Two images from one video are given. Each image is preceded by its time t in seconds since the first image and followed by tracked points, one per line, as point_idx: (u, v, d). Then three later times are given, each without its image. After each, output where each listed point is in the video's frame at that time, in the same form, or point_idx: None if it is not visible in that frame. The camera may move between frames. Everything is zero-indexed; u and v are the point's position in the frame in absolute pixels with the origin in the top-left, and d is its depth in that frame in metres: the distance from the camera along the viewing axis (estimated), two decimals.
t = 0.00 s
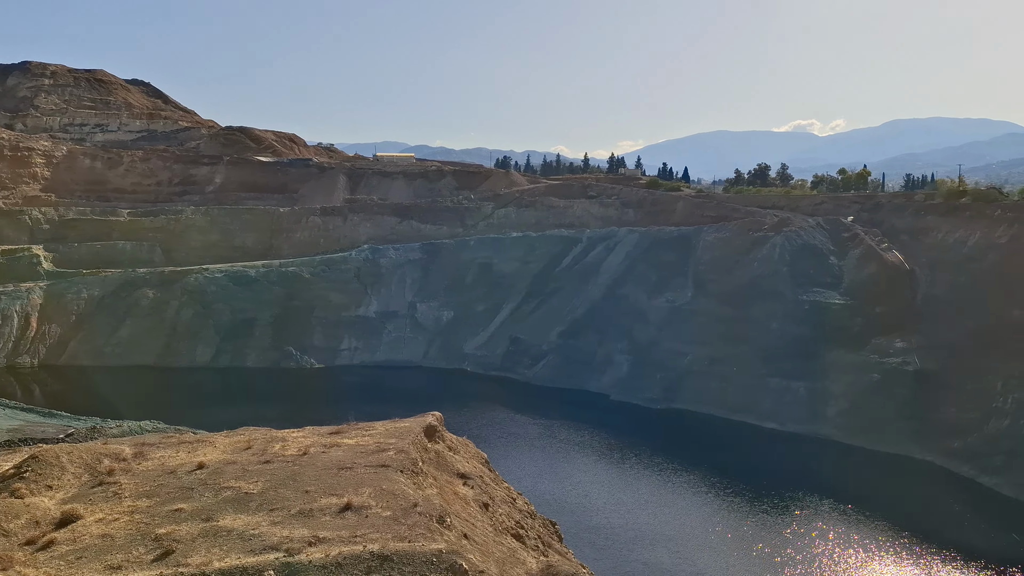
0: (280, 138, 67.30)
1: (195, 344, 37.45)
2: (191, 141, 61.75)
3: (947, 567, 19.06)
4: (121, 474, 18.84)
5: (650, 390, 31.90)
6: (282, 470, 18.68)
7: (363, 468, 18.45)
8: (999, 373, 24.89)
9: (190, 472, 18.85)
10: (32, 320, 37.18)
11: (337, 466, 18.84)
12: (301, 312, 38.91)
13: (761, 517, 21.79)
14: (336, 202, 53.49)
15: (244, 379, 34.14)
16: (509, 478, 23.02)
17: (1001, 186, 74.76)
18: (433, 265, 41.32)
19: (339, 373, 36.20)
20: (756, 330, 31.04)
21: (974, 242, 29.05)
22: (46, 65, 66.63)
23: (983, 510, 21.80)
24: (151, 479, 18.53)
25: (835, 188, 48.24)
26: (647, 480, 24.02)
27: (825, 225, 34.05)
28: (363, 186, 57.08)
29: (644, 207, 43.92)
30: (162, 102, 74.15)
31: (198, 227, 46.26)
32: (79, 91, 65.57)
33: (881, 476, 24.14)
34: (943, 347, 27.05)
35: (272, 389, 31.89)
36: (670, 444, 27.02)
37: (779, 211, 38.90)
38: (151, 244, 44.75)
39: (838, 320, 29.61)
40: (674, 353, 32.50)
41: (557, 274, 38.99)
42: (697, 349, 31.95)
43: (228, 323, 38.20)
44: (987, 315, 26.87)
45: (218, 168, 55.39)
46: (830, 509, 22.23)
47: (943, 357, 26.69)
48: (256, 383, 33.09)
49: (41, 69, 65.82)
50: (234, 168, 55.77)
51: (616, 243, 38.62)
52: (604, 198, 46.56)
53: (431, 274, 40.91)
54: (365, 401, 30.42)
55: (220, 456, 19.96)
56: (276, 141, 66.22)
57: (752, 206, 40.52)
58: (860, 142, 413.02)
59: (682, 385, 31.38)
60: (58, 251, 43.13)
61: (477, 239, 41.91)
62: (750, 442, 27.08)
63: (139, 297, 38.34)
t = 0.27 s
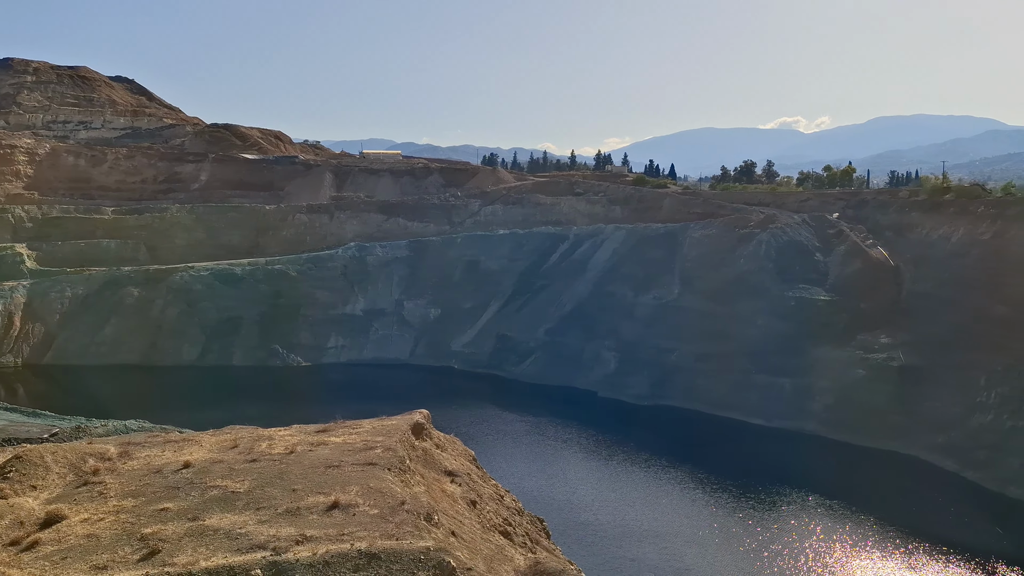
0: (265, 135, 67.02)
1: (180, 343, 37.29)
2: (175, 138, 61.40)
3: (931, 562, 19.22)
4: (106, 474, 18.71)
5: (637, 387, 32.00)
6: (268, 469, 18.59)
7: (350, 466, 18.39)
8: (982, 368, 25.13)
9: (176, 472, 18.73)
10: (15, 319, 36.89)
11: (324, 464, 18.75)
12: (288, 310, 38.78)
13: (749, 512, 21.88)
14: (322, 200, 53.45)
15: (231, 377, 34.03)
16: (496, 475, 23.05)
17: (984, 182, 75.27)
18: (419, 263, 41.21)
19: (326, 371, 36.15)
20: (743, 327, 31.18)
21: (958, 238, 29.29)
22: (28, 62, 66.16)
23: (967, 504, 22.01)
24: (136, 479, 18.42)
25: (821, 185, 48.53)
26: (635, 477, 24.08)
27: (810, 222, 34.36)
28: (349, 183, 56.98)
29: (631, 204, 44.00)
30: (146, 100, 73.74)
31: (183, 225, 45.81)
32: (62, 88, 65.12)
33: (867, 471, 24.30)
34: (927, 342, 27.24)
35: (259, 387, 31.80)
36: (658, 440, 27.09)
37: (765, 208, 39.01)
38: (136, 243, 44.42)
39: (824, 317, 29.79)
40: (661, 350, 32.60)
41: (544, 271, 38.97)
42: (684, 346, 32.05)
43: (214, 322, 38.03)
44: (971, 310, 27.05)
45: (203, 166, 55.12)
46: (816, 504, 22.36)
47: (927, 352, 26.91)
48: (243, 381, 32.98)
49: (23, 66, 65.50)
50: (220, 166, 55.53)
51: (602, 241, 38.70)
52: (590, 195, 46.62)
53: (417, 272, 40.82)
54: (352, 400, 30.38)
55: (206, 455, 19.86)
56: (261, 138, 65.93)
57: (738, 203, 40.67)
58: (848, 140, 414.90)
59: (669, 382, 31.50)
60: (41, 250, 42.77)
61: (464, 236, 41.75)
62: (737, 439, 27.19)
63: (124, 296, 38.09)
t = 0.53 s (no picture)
0: (250, 132, 66.70)
1: (165, 341, 37.08)
2: (158, 135, 61.02)
3: (915, 555, 19.39)
4: (89, 473, 18.59)
5: (623, 383, 32.08)
6: (254, 468, 18.50)
7: (336, 464, 18.33)
8: (964, 363, 25.38)
9: (160, 471, 18.62)
10: None
11: (310, 462, 18.68)
12: (273, 308, 38.64)
13: (735, 507, 22.00)
14: (307, 197, 53.25)
15: (216, 376, 33.88)
16: (483, 472, 23.08)
17: (965, 179, 75.95)
18: (405, 260, 41.18)
19: (312, 369, 36.05)
20: (728, 323, 31.34)
21: (940, 234, 29.57)
22: (8, 58, 65.58)
23: (950, 497, 22.22)
24: (121, 478, 18.30)
25: (805, 182, 48.84)
26: (622, 473, 24.18)
27: (794, 219, 34.52)
28: (334, 180, 56.82)
29: (617, 201, 44.12)
30: (129, 96, 73.24)
31: (167, 223, 45.35)
32: (43, 85, 64.58)
33: (851, 466, 24.48)
34: (910, 338, 27.46)
35: (244, 386, 31.67)
36: (644, 437, 27.17)
37: (750, 204, 39.21)
38: (119, 241, 44.06)
39: (808, 313, 30.00)
40: (647, 346, 32.70)
41: (530, 268, 38.98)
42: (670, 342, 32.17)
43: (199, 320, 37.84)
44: (952, 305, 27.31)
45: (187, 164, 54.80)
46: (801, 499, 22.51)
47: (910, 347, 27.14)
48: (228, 380, 32.85)
49: (3, 62, 64.93)
50: (204, 163, 55.22)
51: (588, 237, 38.73)
52: (576, 192, 46.68)
53: (403, 270, 40.77)
54: (337, 398, 30.32)
55: (191, 454, 19.76)
56: (246, 135, 65.63)
57: (723, 200, 40.85)
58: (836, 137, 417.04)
59: (655, 378, 31.59)
60: (23, 248, 42.35)
61: (450, 234, 41.72)
62: (722, 434, 27.32)
63: (107, 294, 37.82)
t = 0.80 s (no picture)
0: (233, 129, 66.38)
1: (148, 340, 36.87)
2: (141, 133, 60.64)
3: (897, 548, 19.55)
4: (72, 473, 18.43)
5: (608, 379, 32.16)
6: (239, 466, 18.37)
7: (321, 462, 18.23)
8: (946, 357, 25.62)
9: (144, 470, 18.46)
10: None
11: (295, 460, 18.57)
12: (258, 306, 38.49)
13: (720, 503, 22.11)
14: (291, 194, 53.07)
15: (201, 374, 33.71)
16: (469, 469, 23.09)
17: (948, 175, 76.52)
18: (390, 258, 41.06)
19: (296, 367, 35.96)
20: (713, 319, 31.49)
21: (922, 230, 29.83)
22: None
23: (932, 490, 22.41)
24: (104, 478, 18.14)
25: (789, 179, 49.09)
26: (608, 469, 24.26)
27: (778, 215, 34.66)
28: (318, 177, 56.62)
29: (602, 198, 44.19)
30: (111, 94, 72.78)
31: (150, 221, 45.06)
32: (24, 82, 64.08)
33: (834, 460, 24.66)
34: (892, 333, 27.66)
35: (229, 384, 31.54)
36: (630, 433, 27.23)
37: (734, 201, 39.38)
38: (101, 239, 43.69)
39: (792, 309, 30.21)
40: (632, 342, 32.78)
41: (515, 265, 38.95)
42: (655, 339, 32.28)
43: (183, 319, 37.63)
44: (933, 300, 27.55)
45: (169, 161, 54.46)
46: (786, 494, 22.64)
47: (892, 342, 27.35)
48: (212, 378, 32.70)
49: None
50: (186, 161, 54.89)
51: (574, 234, 38.70)
52: (561, 189, 46.71)
53: (388, 267, 40.66)
54: (321, 396, 30.24)
55: (175, 453, 19.61)
56: (229, 132, 65.30)
57: (708, 196, 41.01)
58: (824, 135, 418.95)
59: (640, 374, 31.69)
60: (3, 246, 41.94)
61: (434, 231, 41.58)
62: (706, 430, 27.45)
63: (89, 292, 37.50)
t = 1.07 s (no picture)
0: (219, 126, 65.91)
1: (134, 339, 36.64)
2: (126, 130, 60.19)
3: (888, 545, 19.52)
4: (57, 474, 18.12)
5: (598, 377, 32.16)
6: (226, 465, 18.08)
7: (310, 461, 17.96)
8: (934, 354, 25.67)
9: (130, 471, 18.15)
10: None
11: (283, 459, 18.29)
12: (245, 305, 38.27)
13: (711, 501, 22.04)
14: (278, 192, 53.27)
15: (189, 374, 33.52)
16: (459, 468, 22.99)
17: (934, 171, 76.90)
18: (378, 256, 40.65)
19: (285, 367, 35.88)
20: (703, 316, 31.48)
21: (911, 227, 29.89)
22: None
23: (922, 487, 22.42)
24: (89, 478, 17.84)
25: (777, 175, 49.17)
26: (598, 467, 24.19)
27: (768, 212, 34.54)
28: (306, 175, 56.35)
29: (591, 195, 44.12)
30: (96, 90, 72.31)
31: (135, 219, 44.67)
32: (7, 79, 63.60)
33: (824, 458, 24.67)
34: (882, 329, 27.71)
35: (218, 384, 31.36)
36: (621, 431, 27.13)
37: (723, 197, 39.38)
38: (86, 237, 43.25)
39: (782, 306, 30.23)
40: (622, 340, 32.74)
41: (505, 262, 38.80)
42: (645, 336, 32.24)
43: (169, 318, 37.39)
44: (922, 297, 27.60)
45: (155, 158, 54.00)
46: (778, 491, 22.58)
47: (881, 339, 27.40)
48: (200, 378, 32.50)
49: None
50: (172, 158, 54.45)
51: (563, 232, 38.45)
52: (550, 186, 46.59)
53: (376, 265, 40.34)
54: (310, 395, 30.11)
55: (162, 453, 19.31)
56: (215, 129, 64.79)
57: (697, 193, 41.00)
58: (815, 132, 420.34)
59: (630, 371, 31.68)
60: None
61: (423, 228, 41.19)
62: (696, 428, 27.40)
63: (74, 292, 37.11)
